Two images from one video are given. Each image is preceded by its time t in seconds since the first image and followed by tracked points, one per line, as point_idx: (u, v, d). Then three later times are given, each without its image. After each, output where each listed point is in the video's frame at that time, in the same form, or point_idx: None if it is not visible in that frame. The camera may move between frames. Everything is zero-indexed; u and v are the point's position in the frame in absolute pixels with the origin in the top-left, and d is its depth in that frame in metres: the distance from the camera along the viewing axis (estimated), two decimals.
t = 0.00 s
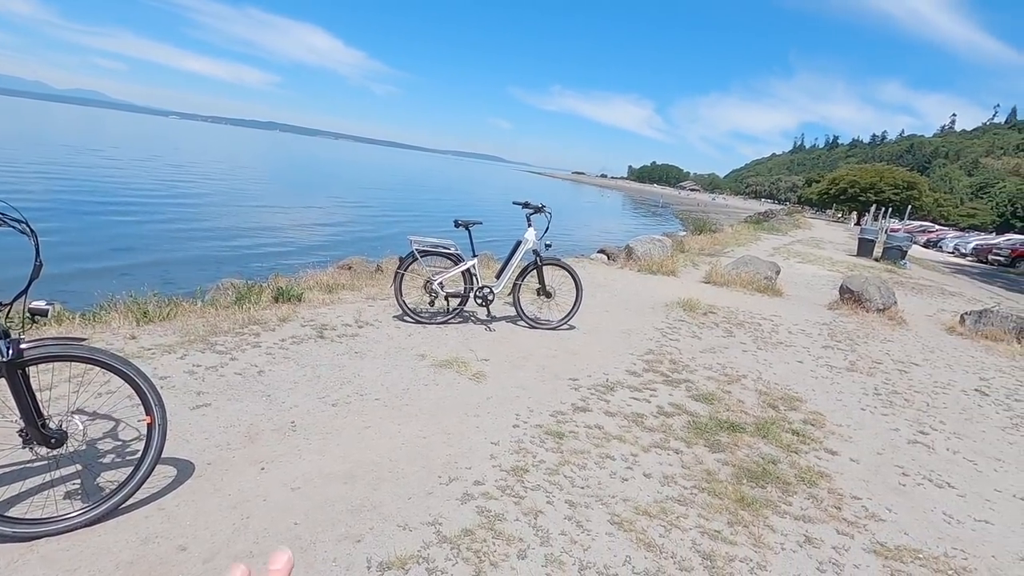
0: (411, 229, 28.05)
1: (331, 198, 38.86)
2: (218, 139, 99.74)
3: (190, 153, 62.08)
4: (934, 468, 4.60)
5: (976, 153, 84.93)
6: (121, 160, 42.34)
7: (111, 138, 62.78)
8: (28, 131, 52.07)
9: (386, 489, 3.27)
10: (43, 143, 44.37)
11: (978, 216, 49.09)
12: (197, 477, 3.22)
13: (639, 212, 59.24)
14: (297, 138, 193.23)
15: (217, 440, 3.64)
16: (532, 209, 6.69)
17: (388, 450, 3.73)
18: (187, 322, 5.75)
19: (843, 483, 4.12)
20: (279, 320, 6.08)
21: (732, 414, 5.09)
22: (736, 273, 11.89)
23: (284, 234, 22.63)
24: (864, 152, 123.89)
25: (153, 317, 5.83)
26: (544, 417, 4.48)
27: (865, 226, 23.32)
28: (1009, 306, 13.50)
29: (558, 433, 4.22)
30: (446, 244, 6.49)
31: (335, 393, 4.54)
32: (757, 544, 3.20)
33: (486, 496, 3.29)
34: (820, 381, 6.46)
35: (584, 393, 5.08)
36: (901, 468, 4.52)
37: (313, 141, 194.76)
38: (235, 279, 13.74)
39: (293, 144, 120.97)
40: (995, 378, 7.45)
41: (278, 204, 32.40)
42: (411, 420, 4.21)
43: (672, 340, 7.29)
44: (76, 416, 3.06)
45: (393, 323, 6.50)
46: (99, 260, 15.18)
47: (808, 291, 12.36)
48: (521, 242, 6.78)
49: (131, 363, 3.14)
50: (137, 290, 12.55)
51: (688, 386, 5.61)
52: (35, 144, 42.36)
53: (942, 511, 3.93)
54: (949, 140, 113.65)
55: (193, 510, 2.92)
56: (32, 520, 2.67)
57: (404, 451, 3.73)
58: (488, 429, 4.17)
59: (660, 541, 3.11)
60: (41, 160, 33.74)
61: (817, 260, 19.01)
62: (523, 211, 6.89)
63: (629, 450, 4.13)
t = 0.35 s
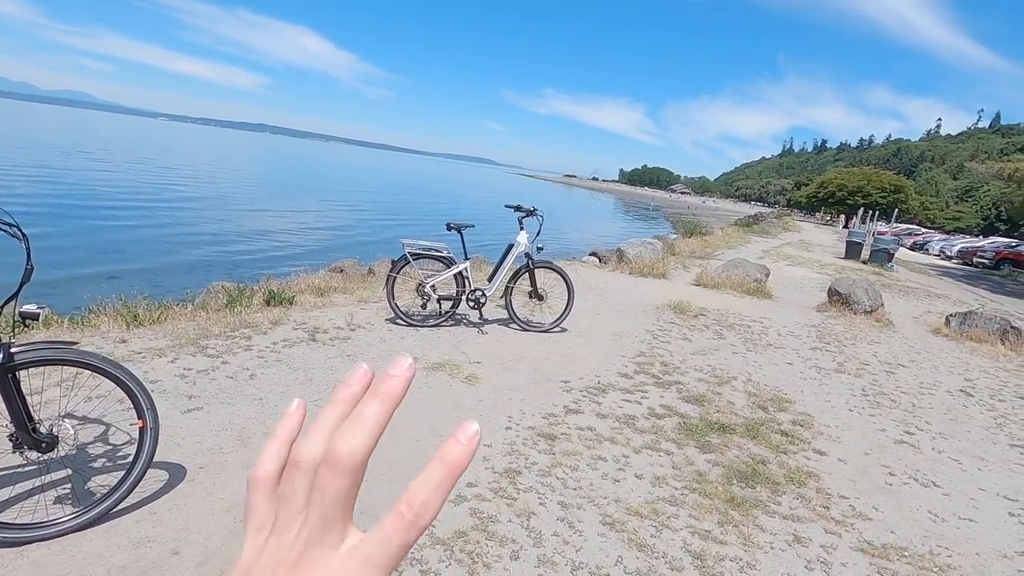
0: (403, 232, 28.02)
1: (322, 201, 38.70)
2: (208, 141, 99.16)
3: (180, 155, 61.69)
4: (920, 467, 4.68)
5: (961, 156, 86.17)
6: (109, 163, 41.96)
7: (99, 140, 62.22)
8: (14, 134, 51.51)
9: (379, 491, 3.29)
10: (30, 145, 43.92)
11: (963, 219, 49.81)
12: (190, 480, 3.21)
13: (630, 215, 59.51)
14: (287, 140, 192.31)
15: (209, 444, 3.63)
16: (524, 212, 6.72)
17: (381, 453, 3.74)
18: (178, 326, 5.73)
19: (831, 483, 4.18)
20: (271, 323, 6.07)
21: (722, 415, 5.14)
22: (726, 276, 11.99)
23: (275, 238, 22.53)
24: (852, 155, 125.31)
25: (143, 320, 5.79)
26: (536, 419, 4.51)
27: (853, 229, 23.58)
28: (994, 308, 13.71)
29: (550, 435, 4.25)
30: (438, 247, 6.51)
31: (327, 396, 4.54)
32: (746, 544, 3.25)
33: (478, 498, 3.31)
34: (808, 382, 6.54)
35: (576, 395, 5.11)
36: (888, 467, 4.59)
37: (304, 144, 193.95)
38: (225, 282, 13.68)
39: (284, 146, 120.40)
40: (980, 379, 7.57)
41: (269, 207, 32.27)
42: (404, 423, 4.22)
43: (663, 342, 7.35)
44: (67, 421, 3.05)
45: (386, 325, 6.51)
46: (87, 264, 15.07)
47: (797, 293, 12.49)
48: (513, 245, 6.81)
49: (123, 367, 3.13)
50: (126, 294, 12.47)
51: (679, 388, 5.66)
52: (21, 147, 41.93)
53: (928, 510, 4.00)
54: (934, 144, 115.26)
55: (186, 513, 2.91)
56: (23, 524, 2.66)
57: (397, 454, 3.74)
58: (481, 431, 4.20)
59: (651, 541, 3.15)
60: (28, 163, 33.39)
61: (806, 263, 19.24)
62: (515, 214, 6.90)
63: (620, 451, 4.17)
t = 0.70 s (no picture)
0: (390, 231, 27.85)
1: (309, 200, 38.37)
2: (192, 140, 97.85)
3: (162, 154, 60.78)
4: (903, 461, 4.74)
5: (941, 155, 87.62)
6: (90, 161, 41.21)
7: (78, 138, 61.09)
8: None
9: (367, 491, 3.25)
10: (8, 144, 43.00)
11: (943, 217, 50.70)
12: (173, 483, 3.16)
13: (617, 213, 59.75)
14: (273, 138, 190.33)
15: (193, 446, 3.57)
16: (512, 210, 6.69)
17: (368, 453, 3.71)
18: (160, 326, 5.63)
19: (817, 477, 4.22)
20: (256, 323, 5.99)
21: (710, 411, 5.17)
22: (712, 273, 12.07)
23: (260, 238, 22.28)
24: (835, 154, 126.88)
25: (124, 321, 5.69)
26: (524, 418, 4.49)
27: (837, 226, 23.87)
28: (973, 304, 13.96)
29: (539, 433, 4.24)
30: (426, 245, 6.47)
31: (313, 396, 4.50)
32: (734, 539, 3.26)
33: (467, 497, 3.29)
34: (794, 378, 6.60)
35: (565, 393, 5.10)
36: (872, 461, 4.65)
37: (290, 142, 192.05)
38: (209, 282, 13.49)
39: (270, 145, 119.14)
40: (960, 373, 7.70)
41: (254, 206, 31.91)
42: (392, 422, 4.19)
43: (651, 340, 7.37)
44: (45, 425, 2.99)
45: (373, 325, 6.46)
46: (67, 266, 14.78)
47: (782, 290, 12.61)
48: (501, 242, 6.79)
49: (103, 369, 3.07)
50: (107, 295, 12.24)
51: (667, 385, 5.68)
52: None
53: (911, 503, 4.05)
54: (915, 143, 117.15)
55: (169, 516, 2.87)
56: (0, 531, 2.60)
57: (385, 454, 3.71)
58: (469, 430, 4.18)
59: (639, 537, 3.15)
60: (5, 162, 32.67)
61: (791, 260, 19.47)
62: (503, 212, 6.88)
63: (609, 449, 4.17)
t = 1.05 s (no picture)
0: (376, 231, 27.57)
1: (293, 200, 37.89)
2: (172, 138, 96.24)
3: (141, 152, 59.64)
4: (898, 464, 4.71)
5: (919, 153, 89.14)
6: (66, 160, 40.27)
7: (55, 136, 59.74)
8: None
9: (353, 507, 3.11)
10: None
11: (922, 215, 51.56)
12: (147, 503, 2.98)
13: (604, 212, 59.93)
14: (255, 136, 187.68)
15: (170, 461, 3.39)
16: (501, 210, 6.56)
17: (355, 465, 3.57)
18: (136, 333, 5.42)
19: (815, 482, 4.16)
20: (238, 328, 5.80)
21: (704, 415, 5.09)
22: (701, 273, 12.06)
23: (243, 239, 21.91)
24: (817, 153, 128.55)
25: (98, 327, 5.46)
26: (517, 425, 4.38)
27: (821, 225, 24.09)
28: (955, 302, 14.14)
29: (532, 441, 4.13)
30: (414, 247, 6.32)
31: (297, 405, 4.34)
32: (735, 550, 3.18)
33: (459, 511, 3.17)
34: (786, 379, 6.56)
35: (558, 398, 5.00)
36: (867, 465, 4.61)
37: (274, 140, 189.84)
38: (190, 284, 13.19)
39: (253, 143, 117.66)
40: (948, 372, 7.74)
41: (236, 206, 31.40)
42: (379, 432, 4.04)
43: (643, 341, 7.30)
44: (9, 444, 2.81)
45: (359, 328, 6.29)
46: (42, 268, 14.36)
47: (769, 289, 12.64)
48: (490, 244, 6.65)
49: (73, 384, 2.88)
50: (84, 299, 11.91)
51: (660, 388, 5.60)
52: None
53: (908, 508, 4.01)
54: (894, 142, 119.06)
55: (143, 540, 2.70)
56: None
57: (373, 466, 3.57)
58: (460, 439, 4.06)
59: (638, 551, 3.05)
60: None
61: (777, 259, 19.59)
62: (492, 212, 6.73)
63: (604, 456, 4.07)
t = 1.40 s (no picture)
0: (355, 227, 27.07)
1: (269, 194, 37.03)
2: (143, 130, 93.50)
3: (110, 145, 57.82)
4: (892, 466, 4.64)
5: (892, 148, 90.99)
6: (31, 153, 38.82)
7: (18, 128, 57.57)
8: None
9: (333, 531, 2.89)
10: None
11: (895, 209, 52.60)
12: (104, 533, 2.71)
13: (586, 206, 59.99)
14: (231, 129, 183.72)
15: (131, 484, 3.12)
16: (486, 207, 6.34)
17: (334, 482, 3.34)
18: (98, 339, 5.09)
19: (811, 489, 4.05)
20: (209, 333, 5.50)
21: (696, 419, 4.96)
22: (686, 268, 12.00)
23: (218, 236, 21.30)
24: (794, 148, 130.39)
25: (56, 333, 5.11)
26: (505, 433, 4.19)
27: (800, 219, 24.32)
28: (932, 296, 14.34)
29: (521, 451, 3.94)
30: (395, 246, 6.07)
31: (272, 417, 4.08)
32: (736, 567, 3.04)
33: (446, 533, 2.97)
34: (775, 378, 6.48)
35: (546, 403, 4.82)
36: (861, 468, 4.53)
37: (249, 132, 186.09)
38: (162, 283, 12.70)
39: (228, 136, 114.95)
40: (932, 368, 7.76)
41: (210, 202, 30.58)
42: (360, 444, 3.82)
43: (630, 341, 7.16)
44: None
45: (338, 331, 6.03)
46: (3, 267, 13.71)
47: (753, 285, 12.63)
48: (475, 242, 6.43)
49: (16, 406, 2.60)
50: (48, 300, 11.39)
51: (650, 391, 5.46)
52: None
53: (906, 513, 3.92)
54: (868, 138, 121.32)
55: None
56: None
57: (353, 484, 3.34)
58: (446, 450, 3.85)
59: (636, 572, 2.89)
60: None
61: (758, 253, 19.72)
62: (476, 209, 6.51)
63: (597, 466, 3.90)
